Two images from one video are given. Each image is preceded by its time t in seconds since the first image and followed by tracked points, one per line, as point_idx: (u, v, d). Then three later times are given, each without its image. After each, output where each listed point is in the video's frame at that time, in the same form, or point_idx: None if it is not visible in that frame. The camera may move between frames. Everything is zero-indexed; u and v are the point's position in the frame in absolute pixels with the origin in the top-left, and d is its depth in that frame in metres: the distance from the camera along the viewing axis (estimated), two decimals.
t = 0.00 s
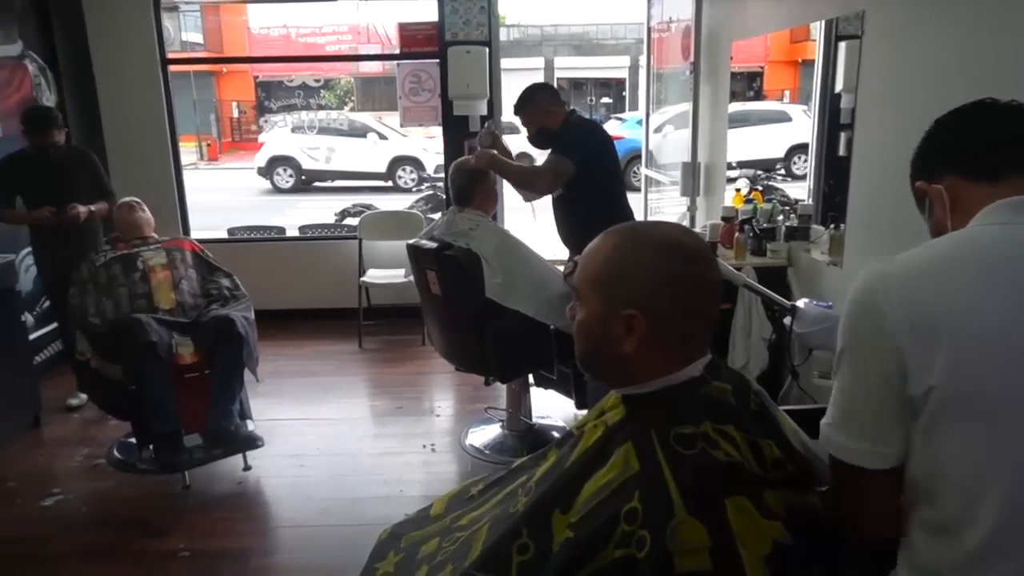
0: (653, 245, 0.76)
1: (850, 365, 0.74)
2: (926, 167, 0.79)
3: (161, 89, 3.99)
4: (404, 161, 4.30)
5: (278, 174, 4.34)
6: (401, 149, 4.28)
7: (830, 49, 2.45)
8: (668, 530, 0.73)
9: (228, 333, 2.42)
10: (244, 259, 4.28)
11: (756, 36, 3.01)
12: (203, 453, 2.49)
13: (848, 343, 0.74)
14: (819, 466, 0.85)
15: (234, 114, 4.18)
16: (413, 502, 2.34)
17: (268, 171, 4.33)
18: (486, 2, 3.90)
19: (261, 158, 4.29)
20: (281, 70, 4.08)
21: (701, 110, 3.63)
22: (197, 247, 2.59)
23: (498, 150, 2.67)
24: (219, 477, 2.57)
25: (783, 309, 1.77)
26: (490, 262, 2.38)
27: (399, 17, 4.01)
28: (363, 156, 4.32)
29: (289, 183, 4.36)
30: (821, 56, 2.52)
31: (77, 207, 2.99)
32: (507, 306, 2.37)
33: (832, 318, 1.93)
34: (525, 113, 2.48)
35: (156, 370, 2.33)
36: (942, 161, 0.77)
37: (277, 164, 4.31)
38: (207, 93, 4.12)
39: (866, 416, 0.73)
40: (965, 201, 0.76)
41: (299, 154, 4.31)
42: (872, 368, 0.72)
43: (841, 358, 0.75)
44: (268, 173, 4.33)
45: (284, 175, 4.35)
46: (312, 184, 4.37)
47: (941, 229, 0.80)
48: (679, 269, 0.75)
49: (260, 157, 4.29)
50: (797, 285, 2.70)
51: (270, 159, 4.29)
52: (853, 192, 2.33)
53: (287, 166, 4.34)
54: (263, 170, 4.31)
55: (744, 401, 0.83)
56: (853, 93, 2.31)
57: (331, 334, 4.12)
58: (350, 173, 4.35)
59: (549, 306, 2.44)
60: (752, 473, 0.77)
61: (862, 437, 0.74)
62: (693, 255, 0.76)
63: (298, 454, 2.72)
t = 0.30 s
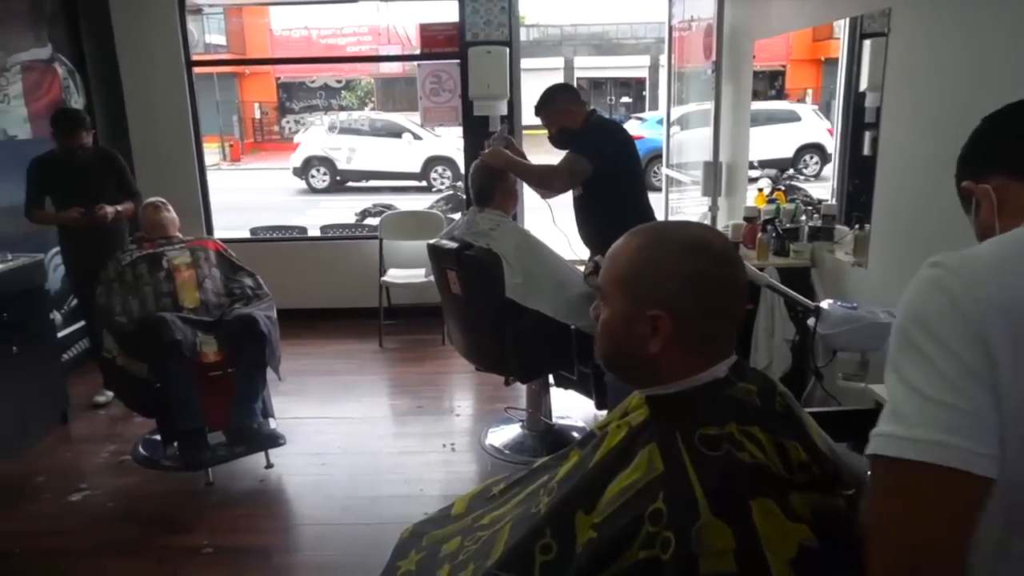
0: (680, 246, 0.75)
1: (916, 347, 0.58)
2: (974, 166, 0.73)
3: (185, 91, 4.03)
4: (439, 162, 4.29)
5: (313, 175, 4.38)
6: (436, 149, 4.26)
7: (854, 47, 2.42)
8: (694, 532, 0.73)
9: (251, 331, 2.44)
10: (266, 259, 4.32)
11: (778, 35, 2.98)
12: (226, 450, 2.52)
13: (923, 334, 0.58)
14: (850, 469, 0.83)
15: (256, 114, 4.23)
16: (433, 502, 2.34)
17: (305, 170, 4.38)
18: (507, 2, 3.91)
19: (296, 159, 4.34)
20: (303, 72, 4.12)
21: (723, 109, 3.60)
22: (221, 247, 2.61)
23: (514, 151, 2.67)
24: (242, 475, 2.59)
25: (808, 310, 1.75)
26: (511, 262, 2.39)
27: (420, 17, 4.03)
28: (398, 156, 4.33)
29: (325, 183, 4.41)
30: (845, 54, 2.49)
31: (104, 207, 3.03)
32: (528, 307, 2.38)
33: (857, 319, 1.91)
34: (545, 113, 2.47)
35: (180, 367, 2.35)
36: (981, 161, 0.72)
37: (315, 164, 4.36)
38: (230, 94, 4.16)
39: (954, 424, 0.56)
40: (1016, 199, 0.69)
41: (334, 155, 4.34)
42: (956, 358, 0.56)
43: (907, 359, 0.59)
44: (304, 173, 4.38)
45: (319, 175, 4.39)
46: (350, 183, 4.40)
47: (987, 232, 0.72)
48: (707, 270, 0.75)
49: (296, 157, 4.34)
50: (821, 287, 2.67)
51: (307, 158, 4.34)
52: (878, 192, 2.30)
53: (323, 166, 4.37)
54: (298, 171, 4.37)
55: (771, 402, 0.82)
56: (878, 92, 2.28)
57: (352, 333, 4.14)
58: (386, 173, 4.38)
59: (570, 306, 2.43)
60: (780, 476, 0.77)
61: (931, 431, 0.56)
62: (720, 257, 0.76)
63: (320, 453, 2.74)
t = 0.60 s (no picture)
0: (710, 247, 0.75)
1: (982, 347, 0.57)
2: (998, 172, 0.71)
3: (212, 92, 4.09)
4: (472, 162, 4.26)
5: (347, 175, 4.43)
6: (470, 149, 4.24)
7: (882, 45, 2.39)
8: (720, 533, 0.72)
9: (277, 330, 2.47)
10: (290, 258, 4.36)
11: (804, 34, 2.95)
12: (251, 448, 2.55)
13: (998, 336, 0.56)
14: (875, 473, 0.83)
15: (280, 115, 4.26)
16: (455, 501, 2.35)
17: (339, 172, 4.43)
18: (530, 2, 3.91)
19: (331, 159, 4.39)
20: (327, 73, 4.15)
21: (748, 109, 3.57)
22: (247, 246, 2.65)
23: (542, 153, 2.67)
24: (267, 472, 2.62)
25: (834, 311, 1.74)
26: (534, 262, 2.39)
27: (443, 18, 4.05)
28: (432, 156, 4.32)
29: (359, 183, 4.43)
30: (873, 53, 2.46)
31: (134, 207, 3.08)
32: (550, 307, 2.38)
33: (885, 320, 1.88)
34: (567, 114, 2.46)
35: (206, 365, 2.38)
36: (997, 163, 0.72)
37: (348, 165, 4.39)
38: (254, 95, 4.21)
39: None
40: None
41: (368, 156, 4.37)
42: None
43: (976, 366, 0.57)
44: (338, 173, 4.43)
45: (353, 176, 4.43)
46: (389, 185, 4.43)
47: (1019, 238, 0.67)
48: (736, 272, 0.74)
49: (331, 157, 4.38)
50: (847, 289, 2.64)
51: (342, 159, 4.38)
52: (906, 192, 2.26)
53: (357, 167, 4.40)
54: (332, 172, 4.42)
55: (799, 404, 0.81)
56: (907, 91, 2.25)
57: (375, 332, 4.17)
58: (419, 174, 4.39)
59: (593, 307, 2.43)
60: (807, 478, 0.76)
61: (1001, 438, 0.54)
62: (750, 259, 0.75)
63: (344, 451, 2.76)
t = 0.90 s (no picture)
0: (745, 247, 0.74)
1: None
2: None
3: (242, 93, 4.14)
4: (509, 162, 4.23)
5: (384, 175, 4.44)
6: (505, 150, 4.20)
7: (916, 44, 2.35)
8: (754, 536, 0.71)
9: (305, 329, 2.50)
10: (318, 257, 4.41)
11: (835, 33, 2.91)
12: (279, 444, 2.56)
13: None
14: (910, 479, 0.82)
15: (308, 116, 4.31)
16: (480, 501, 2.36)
17: (375, 171, 4.44)
18: (557, 2, 3.91)
19: (368, 159, 4.41)
20: (355, 74, 4.18)
21: (778, 109, 3.52)
22: (276, 245, 2.68)
23: (566, 152, 2.67)
24: (294, 469, 2.65)
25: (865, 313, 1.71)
26: (561, 263, 2.38)
27: (471, 19, 4.06)
28: (468, 157, 4.30)
29: (395, 183, 4.45)
30: (906, 51, 2.42)
31: (166, 207, 3.12)
32: (577, 307, 2.37)
33: (918, 324, 1.86)
34: (595, 115, 2.45)
35: (237, 363, 2.41)
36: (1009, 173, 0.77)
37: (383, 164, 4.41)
38: (281, 96, 4.24)
39: None
40: None
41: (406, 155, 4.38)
42: None
43: None
44: (374, 173, 4.45)
45: (390, 175, 4.44)
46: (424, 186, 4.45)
47: None
48: (772, 273, 0.73)
49: (366, 158, 4.40)
50: (880, 292, 2.60)
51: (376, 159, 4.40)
52: (941, 194, 2.22)
53: (395, 167, 4.41)
54: (369, 171, 4.43)
55: (833, 407, 0.80)
56: (941, 91, 2.21)
57: (401, 332, 4.20)
58: (452, 173, 4.38)
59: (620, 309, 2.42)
60: (843, 482, 0.75)
61: None
62: (787, 259, 0.74)
63: (370, 449, 2.78)
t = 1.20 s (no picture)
0: (787, 249, 0.73)
1: None
2: None
3: (275, 94, 4.20)
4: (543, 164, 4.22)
5: (421, 176, 4.44)
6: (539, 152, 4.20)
7: (955, 42, 2.30)
8: (792, 541, 0.70)
9: (336, 327, 2.52)
10: (348, 257, 4.44)
11: (870, 32, 2.86)
12: (310, 442, 2.60)
13: None
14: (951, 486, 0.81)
15: (337, 117, 4.34)
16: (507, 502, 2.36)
17: (412, 172, 4.44)
18: (588, 3, 3.91)
19: (403, 161, 4.41)
20: (385, 75, 4.20)
21: (812, 110, 3.46)
22: (307, 245, 2.71)
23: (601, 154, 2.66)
24: (324, 467, 2.67)
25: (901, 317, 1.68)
26: (591, 263, 2.37)
27: (501, 20, 4.06)
28: (505, 158, 4.29)
29: (431, 184, 4.45)
30: (945, 51, 2.38)
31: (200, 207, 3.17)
32: (607, 308, 2.36)
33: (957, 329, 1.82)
34: (627, 114, 2.44)
35: (269, 361, 2.45)
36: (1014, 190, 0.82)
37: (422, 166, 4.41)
38: (312, 97, 4.29)
39: None
40: None
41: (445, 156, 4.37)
42: None
43: None
44: (411, 174, 4.44)
45: (426, 177, 4.44)
46: (458, 187, 4.45)
47: None
48: (815, 276, 0.72)
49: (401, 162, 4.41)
50: (916, 295, 2.54)
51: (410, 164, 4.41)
52: (982, 196, 2.17)
53: (432, 168, 4.41)
54: (405, 172, 4.43)
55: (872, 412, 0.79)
56: (979, 90, 2.16)
57: (429, 332, 4.21)
58: (481, 174, 4.38)
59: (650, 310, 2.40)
60: (882, 488, 0.74)
61: None
62: (829, 262, 0.73)
63: (398, 448, 2.80)
